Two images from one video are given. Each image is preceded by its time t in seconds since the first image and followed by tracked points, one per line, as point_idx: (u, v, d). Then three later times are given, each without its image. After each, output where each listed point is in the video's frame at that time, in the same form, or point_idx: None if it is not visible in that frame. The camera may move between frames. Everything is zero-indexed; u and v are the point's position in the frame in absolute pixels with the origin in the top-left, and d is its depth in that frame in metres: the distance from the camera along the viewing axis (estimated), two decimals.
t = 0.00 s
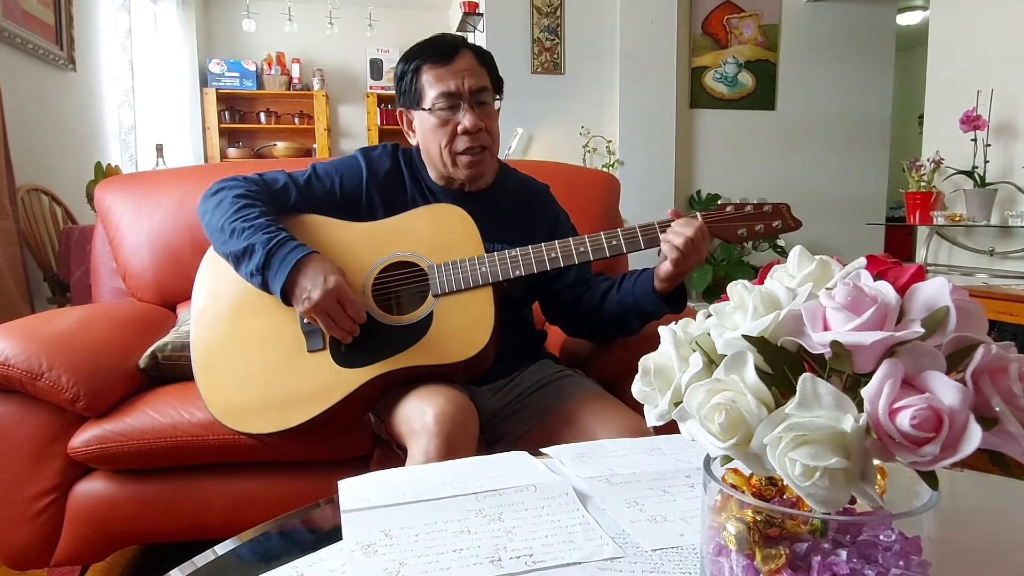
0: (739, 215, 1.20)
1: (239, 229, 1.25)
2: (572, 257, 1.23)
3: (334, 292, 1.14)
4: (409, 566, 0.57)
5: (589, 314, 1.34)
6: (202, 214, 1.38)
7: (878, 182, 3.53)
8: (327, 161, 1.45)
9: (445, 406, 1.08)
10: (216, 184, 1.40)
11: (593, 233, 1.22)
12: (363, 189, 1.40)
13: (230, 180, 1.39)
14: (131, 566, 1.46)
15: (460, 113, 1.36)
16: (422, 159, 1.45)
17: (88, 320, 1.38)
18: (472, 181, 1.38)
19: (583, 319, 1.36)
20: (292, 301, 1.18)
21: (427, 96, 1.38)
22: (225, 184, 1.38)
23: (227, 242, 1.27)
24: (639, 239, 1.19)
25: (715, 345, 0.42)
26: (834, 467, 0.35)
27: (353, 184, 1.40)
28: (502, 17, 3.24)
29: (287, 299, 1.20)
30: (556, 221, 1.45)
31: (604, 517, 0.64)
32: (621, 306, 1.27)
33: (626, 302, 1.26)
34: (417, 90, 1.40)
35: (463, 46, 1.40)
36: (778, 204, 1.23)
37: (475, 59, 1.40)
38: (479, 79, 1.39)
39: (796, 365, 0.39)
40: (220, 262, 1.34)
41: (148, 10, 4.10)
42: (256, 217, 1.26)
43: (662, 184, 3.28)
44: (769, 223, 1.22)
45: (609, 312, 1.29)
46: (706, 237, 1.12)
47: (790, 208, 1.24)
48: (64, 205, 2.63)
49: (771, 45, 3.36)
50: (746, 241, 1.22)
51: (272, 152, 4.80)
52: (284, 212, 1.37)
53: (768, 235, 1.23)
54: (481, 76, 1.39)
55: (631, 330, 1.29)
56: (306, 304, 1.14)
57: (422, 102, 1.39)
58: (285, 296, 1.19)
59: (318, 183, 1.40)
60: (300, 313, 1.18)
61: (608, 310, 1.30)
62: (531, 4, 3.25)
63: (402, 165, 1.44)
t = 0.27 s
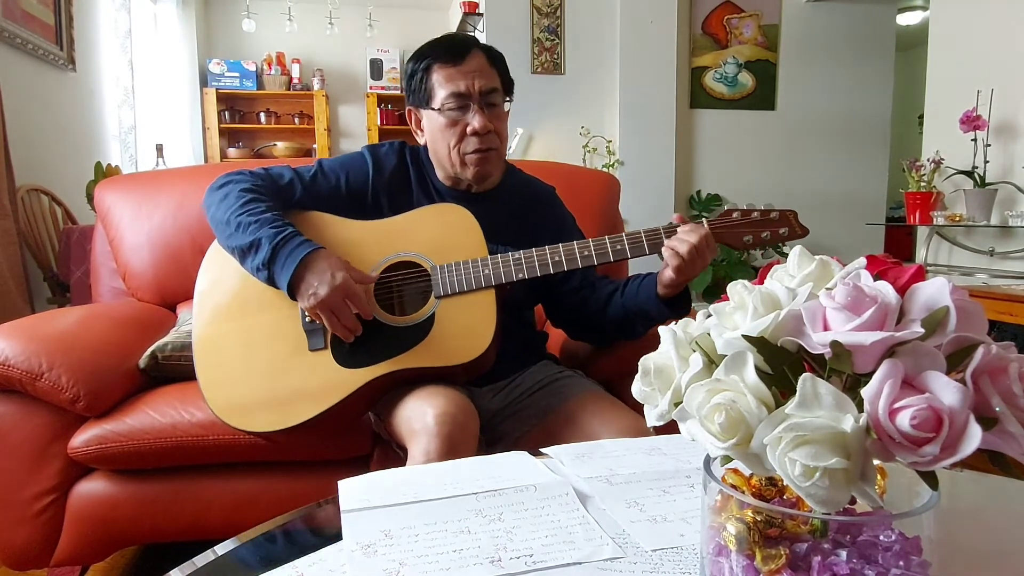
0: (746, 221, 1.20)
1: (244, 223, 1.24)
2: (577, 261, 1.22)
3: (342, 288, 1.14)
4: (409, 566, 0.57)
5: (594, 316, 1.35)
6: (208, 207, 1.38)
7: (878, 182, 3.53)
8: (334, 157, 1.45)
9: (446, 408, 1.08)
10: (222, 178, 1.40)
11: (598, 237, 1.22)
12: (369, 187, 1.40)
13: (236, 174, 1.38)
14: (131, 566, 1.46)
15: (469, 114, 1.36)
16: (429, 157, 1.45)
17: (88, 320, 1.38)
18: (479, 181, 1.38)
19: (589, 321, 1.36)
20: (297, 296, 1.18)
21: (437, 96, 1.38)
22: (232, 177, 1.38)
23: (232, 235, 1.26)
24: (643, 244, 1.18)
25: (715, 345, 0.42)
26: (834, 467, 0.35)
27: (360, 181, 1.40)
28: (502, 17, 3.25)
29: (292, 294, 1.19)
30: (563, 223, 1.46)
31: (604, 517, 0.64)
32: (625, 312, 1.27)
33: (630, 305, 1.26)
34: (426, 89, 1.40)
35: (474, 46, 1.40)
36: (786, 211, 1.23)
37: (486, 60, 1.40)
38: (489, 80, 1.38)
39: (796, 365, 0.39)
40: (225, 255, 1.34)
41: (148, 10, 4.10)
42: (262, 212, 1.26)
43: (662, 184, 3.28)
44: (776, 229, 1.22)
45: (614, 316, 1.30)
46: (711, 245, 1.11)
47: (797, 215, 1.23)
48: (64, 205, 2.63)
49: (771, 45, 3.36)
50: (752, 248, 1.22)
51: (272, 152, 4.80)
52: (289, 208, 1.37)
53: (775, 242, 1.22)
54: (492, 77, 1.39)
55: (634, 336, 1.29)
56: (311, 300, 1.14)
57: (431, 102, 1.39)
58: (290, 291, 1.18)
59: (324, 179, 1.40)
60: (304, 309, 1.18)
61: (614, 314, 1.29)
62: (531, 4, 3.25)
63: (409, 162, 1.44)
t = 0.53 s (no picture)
0: (751, 225, 1.20)
1: (247, 226, 1.24)
2: (582, 263, 1.23)
3: (340, 296, 1.13)
4: (409, 566, 0.57)
5: (598, 319, 1.34)
6: (211, 205, 1.37)
7: (878, 182, 3.53)
8: (338, 156, 1.44)
9: (452, 408, 1.08)
10: (225, 175, 1.39)
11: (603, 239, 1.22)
12: (373, 187, 1.40)
13: (240, 172, 1.38)
14: (131, 566, 1.46)
15: (475, 114, 1.36)
16: (433, 157, 1.45)
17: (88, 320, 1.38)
18: (484, 182, 1.38)
19: (593, 324, 1.36)
20: (298, 305, 1.18)
21: (442, 95, 1.38)
22: (235, 176, 1.37)
23: (235, 237, 1.26)
24: (648, 247, 1.19)
25: (715, 345, 0.42)
26: (834, 467, 0.35)
27: (364, 182, 1.40)
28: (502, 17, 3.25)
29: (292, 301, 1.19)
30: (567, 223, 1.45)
31: (604, 517, 0.64)
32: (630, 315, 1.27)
33: (637, 306, 1.26)
34: (432, 89, 1.40)
35: (480, 46, 1.40)
36: (789, 215, 1.23)
37: (492, 60, 1.40)
38: (495, 80, 1.39)
39: (795, 365, 0.39)
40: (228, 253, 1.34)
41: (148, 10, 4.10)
42: (265, 215, 1.25)
43: (662, 184, 3.28)
44: (780, 233, 1.23)
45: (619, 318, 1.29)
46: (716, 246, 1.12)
47: (801, 219, 1.24)
48: (64, 205, 2.63)
49: (771, 45, 3.36)
50: (756, 251, 1.22)
51: (272, 152, 4.80)
52: (293, 208, 1.37)
53: (778, 245, 1.24)
54: (498, 77, 1.39)
55: (638, 339, 1.29)
56: (311, 306, 1.14)
57: (437, 101, 1.39)
58: (291, 298, 1.18)
59: (328, 179, 1.39)
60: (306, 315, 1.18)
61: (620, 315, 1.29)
62: (531, 4, 3.25)
63: (413, 163, 1.44)
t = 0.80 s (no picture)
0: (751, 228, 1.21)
1: (249, 225, 1.24)
2: (583, 265, 1.23)
3: (345, 296, 1.14)
4: (409, 566, 0.57)
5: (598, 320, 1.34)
6: (212, 204, 1.37)
7: (878, 182, 3.53)
8: (338, 156, 1.44)
9: (453, 408, 1.08)
10: (226, 175, 1.39)
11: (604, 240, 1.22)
12: (374, 187, 1.40)
13: (240, 172, 1.38)
14: (131, 566, 1.46)
15: (477, 114, 1.36)
16: (434, 157, 1.45)
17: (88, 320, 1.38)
18: (486, 182, 1.38)
19: (593, 325, 1.36)
20: (302, 303, 1.17)
21: (444, 95, 1.38)
22: (236, 175, 1.37)
23: (236, 236, 1.26)
24: (649, 249, 1.19)
25: (715, 345, 0.42)
26: (834, 467, 0.35)
27: (365, 182, 1.40)
28: (502, 17, 3.25)
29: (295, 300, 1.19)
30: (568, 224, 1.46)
31: (604, 517, 0.64)
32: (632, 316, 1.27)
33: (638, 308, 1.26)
34: (433, 89, 1.40)
35: (481, 46, 1.40)
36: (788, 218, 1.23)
37: (493, 60, 1.40)
38: (496, 80, 1.39)
39: (795, 365, 0.39)
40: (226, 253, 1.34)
41: (148, 10, 4.10)
42: (266, 214, 1.25)
43: (662, 184, 3.28)
44: (779, 236, 1.23)
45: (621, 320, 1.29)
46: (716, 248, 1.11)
47: (800, 223, 1.24)
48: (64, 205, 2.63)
49: (771, 45, 3.36)
50: (755, 254, 1.23)
51: (272, 152, 4.80)
52: (294, 207, 1.37)
53: (778, 249, 1.23)
54: (499, 77, 1.39)
55: (638, 340, 1.30)
56: (315, 306, 1.13)
57: (439, 101, 1.39)
58: (294, 298, 1.17)
59: (329, 179, 1.39)
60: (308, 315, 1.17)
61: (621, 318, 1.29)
62: (531, 4, 3.25)
63: (414, 162, 1.44)
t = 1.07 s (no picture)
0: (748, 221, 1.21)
1: (244, 224, 1.24)
2: (577, 261, 1.23)
3: (342, 291, 1.14)
4: (409, 566, 0.57)
5: (599, 319, 1.34)
6: (207, 205, 1.38)
7: (878, 182, 3.53)
8: (334, 157, 1.44)
9: (448, 405, 1.08)
10: (221, 176, 1.40)
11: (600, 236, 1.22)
12: (369, 187, 1.40)
13: (235, 172, 1.38)
14: (131, 566, 1.46)
15: (472, 113, 1.36)
16: (429, 157, 1.45)
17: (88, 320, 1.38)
18: (482, 181, 1.38)
19: (592, 323, 1.36)
20: (298, 300, 1.17)
21: (438, 95, 1.38)
22: (231, 175, 1.38)
23: (231, 236, 1.26)
24: (643, 245, 1.18)
25: (715, 345, 0.42)
26: (834, 467, 0.35)
27: (360, 181, 1.40)
28: (502, 17, 3.25)
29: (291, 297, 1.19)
30: (565, 223, 1.46)
31: (604, 517, 0.64)
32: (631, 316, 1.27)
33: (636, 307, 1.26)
34: (428, 88, 1.40)
35: (475, 44, 1.40)
36: (786, 210, 1.23)
37: (487, 58, 1.40)
38: (491, 78, 1.39)
39: (795, 365, 0.39)
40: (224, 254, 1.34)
41: (148, 10, 4.10)
42: (261, 212, 1.25)
43: (662, 183, 3.28)
44: (776, 229, 1.22)
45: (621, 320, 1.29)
46: (711, 244, 1.12)
47: (797, 214, 1.23)
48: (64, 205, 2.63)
49: (771, 45, 3.36)
50: (753, 247, 1.23)
51: (272, 152, 4.80)
52: (289, 207, 1.37)
53: (775, 242, 1.23)
54: (493, 75, 1.39)
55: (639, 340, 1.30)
56: (312, 303, 1.14)
57: (433, 101, 1.39)
58: (290, 294, 1.17)
59: (324, 179, 1.40)
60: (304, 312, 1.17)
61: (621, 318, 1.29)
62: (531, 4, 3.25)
63: (409, 162, 1.44)
